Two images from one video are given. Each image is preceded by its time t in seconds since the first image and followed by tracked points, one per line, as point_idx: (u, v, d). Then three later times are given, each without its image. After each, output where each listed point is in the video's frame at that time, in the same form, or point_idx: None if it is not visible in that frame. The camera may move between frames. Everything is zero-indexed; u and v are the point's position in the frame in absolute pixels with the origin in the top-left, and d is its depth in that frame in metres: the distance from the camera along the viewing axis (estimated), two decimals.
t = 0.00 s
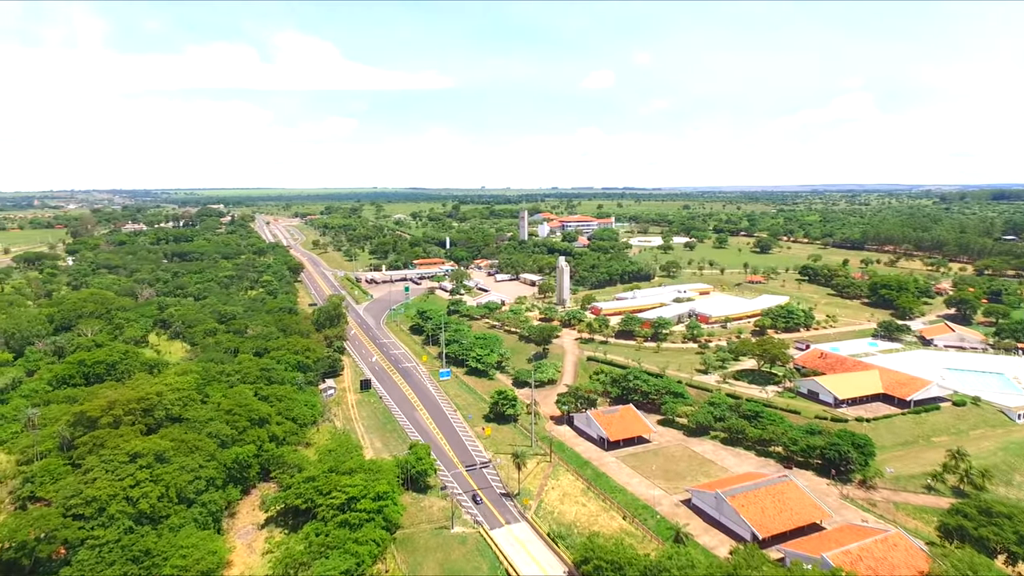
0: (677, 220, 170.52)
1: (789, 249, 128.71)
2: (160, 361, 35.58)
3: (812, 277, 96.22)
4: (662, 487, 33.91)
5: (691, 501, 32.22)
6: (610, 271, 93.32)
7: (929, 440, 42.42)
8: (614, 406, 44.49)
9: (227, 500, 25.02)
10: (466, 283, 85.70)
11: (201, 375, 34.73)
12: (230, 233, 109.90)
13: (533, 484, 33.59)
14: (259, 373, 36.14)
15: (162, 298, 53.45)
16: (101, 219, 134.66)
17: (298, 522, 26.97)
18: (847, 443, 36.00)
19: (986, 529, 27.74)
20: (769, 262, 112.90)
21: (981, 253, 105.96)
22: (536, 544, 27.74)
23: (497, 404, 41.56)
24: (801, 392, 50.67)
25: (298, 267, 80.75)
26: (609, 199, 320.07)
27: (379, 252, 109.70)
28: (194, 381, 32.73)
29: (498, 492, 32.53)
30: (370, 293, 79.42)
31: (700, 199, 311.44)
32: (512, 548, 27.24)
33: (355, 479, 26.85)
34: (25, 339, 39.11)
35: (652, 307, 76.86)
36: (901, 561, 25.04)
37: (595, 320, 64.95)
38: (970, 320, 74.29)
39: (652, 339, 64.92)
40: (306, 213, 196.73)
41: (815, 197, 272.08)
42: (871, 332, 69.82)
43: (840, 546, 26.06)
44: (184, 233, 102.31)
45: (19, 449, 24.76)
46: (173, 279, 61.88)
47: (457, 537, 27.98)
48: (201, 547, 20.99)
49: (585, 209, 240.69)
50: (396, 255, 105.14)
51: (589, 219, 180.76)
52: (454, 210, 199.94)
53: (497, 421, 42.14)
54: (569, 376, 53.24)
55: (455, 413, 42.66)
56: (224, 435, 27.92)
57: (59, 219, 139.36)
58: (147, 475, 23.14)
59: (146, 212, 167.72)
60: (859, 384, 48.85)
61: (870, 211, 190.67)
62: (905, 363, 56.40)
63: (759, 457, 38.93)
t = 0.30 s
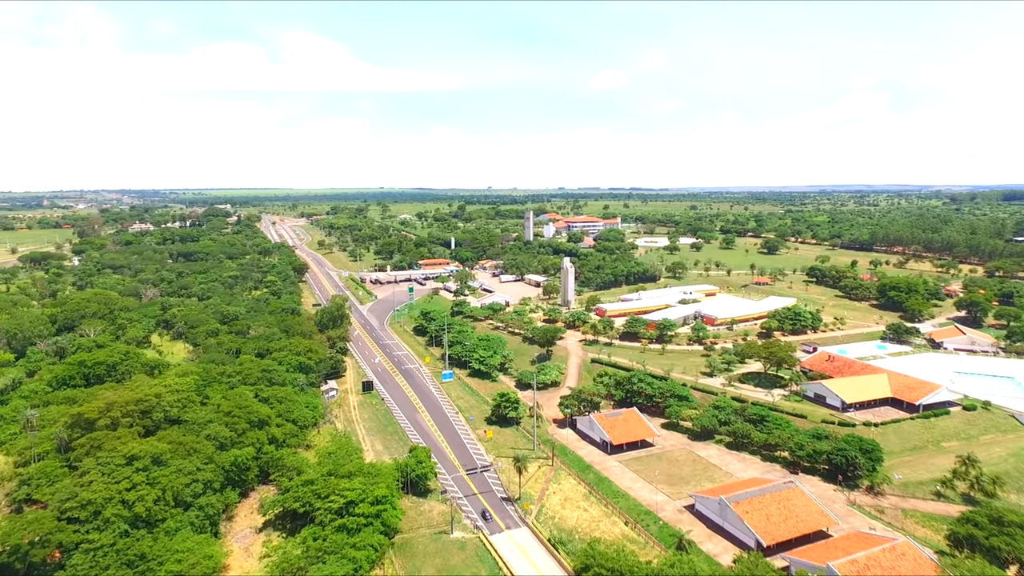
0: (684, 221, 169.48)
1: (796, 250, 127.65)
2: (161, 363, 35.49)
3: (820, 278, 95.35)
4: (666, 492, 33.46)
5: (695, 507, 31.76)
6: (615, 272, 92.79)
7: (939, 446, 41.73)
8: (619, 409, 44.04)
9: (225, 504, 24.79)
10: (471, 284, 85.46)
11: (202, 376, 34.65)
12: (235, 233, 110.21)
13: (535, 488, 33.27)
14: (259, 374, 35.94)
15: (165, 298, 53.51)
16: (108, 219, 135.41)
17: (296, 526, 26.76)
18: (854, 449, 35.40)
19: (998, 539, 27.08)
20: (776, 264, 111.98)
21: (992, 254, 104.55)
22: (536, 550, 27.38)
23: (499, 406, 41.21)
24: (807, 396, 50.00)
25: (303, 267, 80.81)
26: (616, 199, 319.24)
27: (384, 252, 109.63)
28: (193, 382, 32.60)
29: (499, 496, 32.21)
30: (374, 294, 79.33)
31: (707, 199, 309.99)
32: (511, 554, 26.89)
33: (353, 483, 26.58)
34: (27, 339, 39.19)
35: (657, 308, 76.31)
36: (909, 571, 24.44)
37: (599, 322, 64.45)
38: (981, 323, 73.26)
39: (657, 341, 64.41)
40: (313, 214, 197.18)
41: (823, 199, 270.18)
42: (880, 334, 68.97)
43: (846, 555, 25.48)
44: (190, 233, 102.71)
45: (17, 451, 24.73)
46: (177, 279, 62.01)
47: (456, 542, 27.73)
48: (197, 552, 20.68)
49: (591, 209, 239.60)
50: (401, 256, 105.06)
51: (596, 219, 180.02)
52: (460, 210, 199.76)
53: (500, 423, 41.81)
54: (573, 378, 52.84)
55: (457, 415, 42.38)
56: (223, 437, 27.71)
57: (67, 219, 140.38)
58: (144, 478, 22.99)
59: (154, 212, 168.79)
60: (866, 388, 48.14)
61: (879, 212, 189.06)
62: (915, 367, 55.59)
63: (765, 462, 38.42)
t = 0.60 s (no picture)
0: (688, 222, 168.92)
1: (800, 251, 126.97)
2: (158, 364, 35.36)
3: (824, 279, 94.74)
4: (666, 497, 33.09)
5: (696, 513, 31.39)
6: (617, 273, 92.41)
7: (944, 450, 41.22)
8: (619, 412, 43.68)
9: (220, 507, 24.56)
10: (472, 285, 85.24)
11: (199, 377, 34.48)
12: (238, 233, 110.41)
13: (534, 492, 32.94)
14: (258, 375, 35.73)
15: (166, 299, 53.51)
16: (112, 219, 136.20)
17: (292, 530, 26.55)
18: (858, 454, 34.93)
19: (1004, 546, 26.61)
20: (780, 265, 111.37)
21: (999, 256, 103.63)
22: (534, 555, 27.06)
23: (499, 408, 40.90)
24: (811, 398, 49.52)
25: (304, 267, 80.77)
26: (619, 200, 318.81)
27: (386, 253, 109.61)
28: (191, 384, 32.41)
29: (497, 500, 31.90)
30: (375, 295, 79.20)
31: (711, 200, 309.19)
32: (509, 559, 26.55)
33: (350, 486, 26.31)
34: (26, 340, 39.19)
35: (660, 309, 75.88)
36: None
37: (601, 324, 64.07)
38: (987, 325, 72.54)
39: (659, 342, 64.01)
40: (316, 214, 197.98)
41: (827, 200, 269.25)
42: (884, 336, 68.36)
43: (849, 563, 25.03)
44: (192, 233, 102.99)
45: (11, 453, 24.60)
46: (178, 280, 62.02)
47: (454, 546, 27.45)
48: (190, 557, 20.34)
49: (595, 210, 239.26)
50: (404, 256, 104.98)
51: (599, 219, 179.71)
52: (463, 210, 199.79)
53: (500, 426, 41.50)
54: (574, 380, 52.47)
55: (457, 417, 42.11)
56: (219, 440, 27.49)
57: (71, 219, 141.30)
58: (137, 482, 22.79)
59: (158, 212, 169.54)
60: (871, 391, 47.61)
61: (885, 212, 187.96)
62: (920, 369, 55.00)
63: (767, 466, 38.00)
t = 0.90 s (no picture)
0: (692, 222, 168.44)
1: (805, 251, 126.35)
2: (158, 365, 35.29)
3: (828, 280, 94.17)
4: (667, 500, 32.78)
5: (697, 516, 31.09)
6: (620, 273, 92.07)
7: (950, 454, 40.76)
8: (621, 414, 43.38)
9: (218, 509, 24.41)
10: (475, 285, 85.07)
11: (199, 378, 34.41)
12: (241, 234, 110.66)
13: (534, 495, 32.71)
14: (258, 377, 35.60)
15: (167, 299, 53.55)
16: (117, 219, 137.08)
17: (289, 532, 26.43)
18: (862, 457, 34.52)
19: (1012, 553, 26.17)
20: (784, 265, 110.79)
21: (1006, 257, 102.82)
22: (533, 559, 26.83)
23: (499, 410, 40.70)
24: (814, 401, 49.10)
25: (307, 267, 80.81)
26: (622, 200, 318.42)
27: (389, 253, 109.65)
28: (189, 386, 32.32)
29: (497, 503, 31.67)
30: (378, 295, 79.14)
31: (715, 200, 308.48)
32: (508, 563, 26.29)
33: (348, 489, 26.11)
34: (26, 340, 39.22)
35: (663, 310, 75.52)
36: None
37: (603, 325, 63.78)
38: (993, 326, 71.86)
39: (662, 343, 63.67)
40: (320, 214, 198.59)
41: (832, 201, 268.28)
42: (890, 338, 67.80)
43: (853, 569, 24.66)
44: (196, 233, 103.33)
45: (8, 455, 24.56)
46: (180, 280, 62.09)
47: (452, 550, 27.24)
48: (185, 560, 20.12)
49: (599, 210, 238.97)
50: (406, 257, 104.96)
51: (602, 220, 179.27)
52: (466, 210, 199.80)
53: (500, 427, 41.28)
54: (576, 382, 52.22)
55: (457, 419, 41.91)
56: (217, 442, 27.38)
57: (76, 219, 142.26)
58: (134, 484, 22.68)
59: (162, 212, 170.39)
60: (876, 393, 47.14)
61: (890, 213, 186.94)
62: (925, 371, 54.48)
63: (770, 469, 37.64)
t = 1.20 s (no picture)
0: (696, 223, 168.20)
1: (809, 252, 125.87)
2: (158, 365, 35.27)
3: (832, 281, 93.66)
4: (669, 504, 32.51)
5: (699, 520, 30.83)
6: (623, 274, 91.80)
7: (955, 457, 40.35)
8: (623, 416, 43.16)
9: (216, 511, 24.30)
10: (477, 286, 84.94)
11: (199, 379, 34.35)
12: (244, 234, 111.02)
13: (534, 498, 32.52)
14: (258, 377, 35.51)
15: (169, 299, 53.61)
16: (121, 219, 138.00)
17: (287, 534, 26.35)
18: (866, 461, 34.17)
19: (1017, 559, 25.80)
20: (788, 266, 110.36)
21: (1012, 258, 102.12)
22: (532, 563, 26.64)
23: (500, 412, 40.54)
24: (818, 403, 48.75)
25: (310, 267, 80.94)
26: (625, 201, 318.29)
27: (391, 253, 109.78)
28: (189, 387, 32.30)
29: (497, 505, 31.49)
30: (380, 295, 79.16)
31: (718, 200, 308.17)
32: (507, 567, 26.09)
33: (347, 491, 25.96)
34: (27, 340, 39.30)
35: (666, 312, 75.22)
36: None
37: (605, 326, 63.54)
38: (999, 327, 71.25)
39: (664, 345, 63.38)
40: (324, 214, 199.39)
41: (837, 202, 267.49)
42: (894, 339, 67.30)
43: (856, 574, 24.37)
44: (199, 233, 103.75)
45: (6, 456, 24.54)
46: (182, 280, 62.23)
47: (450, 553, 27.07)
48: (181, 563, 20.00)
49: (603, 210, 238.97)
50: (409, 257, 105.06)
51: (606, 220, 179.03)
52: (469, 210, 200.16)
53: (501, 428, 41.11)
54: (577, 383, 52.01)
55: (457, 420, 41.76)
56: (216, 443, 27.32)
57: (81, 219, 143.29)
58: (131, 485, 22.59)
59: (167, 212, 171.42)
60: (880, 395, 46.73)
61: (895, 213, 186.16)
62: (930, 373, 54.03)
63: (772, 472, 37.31)
